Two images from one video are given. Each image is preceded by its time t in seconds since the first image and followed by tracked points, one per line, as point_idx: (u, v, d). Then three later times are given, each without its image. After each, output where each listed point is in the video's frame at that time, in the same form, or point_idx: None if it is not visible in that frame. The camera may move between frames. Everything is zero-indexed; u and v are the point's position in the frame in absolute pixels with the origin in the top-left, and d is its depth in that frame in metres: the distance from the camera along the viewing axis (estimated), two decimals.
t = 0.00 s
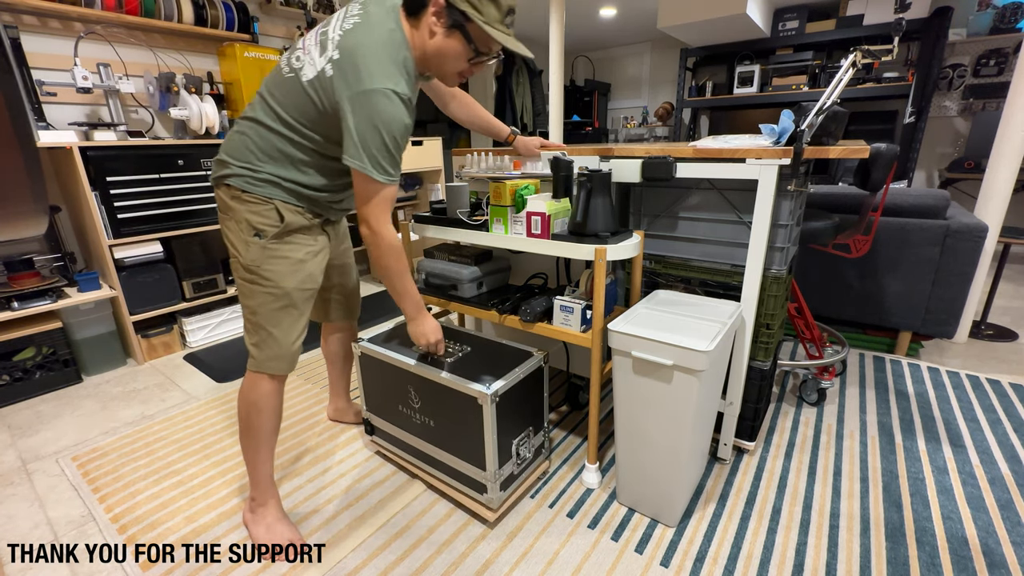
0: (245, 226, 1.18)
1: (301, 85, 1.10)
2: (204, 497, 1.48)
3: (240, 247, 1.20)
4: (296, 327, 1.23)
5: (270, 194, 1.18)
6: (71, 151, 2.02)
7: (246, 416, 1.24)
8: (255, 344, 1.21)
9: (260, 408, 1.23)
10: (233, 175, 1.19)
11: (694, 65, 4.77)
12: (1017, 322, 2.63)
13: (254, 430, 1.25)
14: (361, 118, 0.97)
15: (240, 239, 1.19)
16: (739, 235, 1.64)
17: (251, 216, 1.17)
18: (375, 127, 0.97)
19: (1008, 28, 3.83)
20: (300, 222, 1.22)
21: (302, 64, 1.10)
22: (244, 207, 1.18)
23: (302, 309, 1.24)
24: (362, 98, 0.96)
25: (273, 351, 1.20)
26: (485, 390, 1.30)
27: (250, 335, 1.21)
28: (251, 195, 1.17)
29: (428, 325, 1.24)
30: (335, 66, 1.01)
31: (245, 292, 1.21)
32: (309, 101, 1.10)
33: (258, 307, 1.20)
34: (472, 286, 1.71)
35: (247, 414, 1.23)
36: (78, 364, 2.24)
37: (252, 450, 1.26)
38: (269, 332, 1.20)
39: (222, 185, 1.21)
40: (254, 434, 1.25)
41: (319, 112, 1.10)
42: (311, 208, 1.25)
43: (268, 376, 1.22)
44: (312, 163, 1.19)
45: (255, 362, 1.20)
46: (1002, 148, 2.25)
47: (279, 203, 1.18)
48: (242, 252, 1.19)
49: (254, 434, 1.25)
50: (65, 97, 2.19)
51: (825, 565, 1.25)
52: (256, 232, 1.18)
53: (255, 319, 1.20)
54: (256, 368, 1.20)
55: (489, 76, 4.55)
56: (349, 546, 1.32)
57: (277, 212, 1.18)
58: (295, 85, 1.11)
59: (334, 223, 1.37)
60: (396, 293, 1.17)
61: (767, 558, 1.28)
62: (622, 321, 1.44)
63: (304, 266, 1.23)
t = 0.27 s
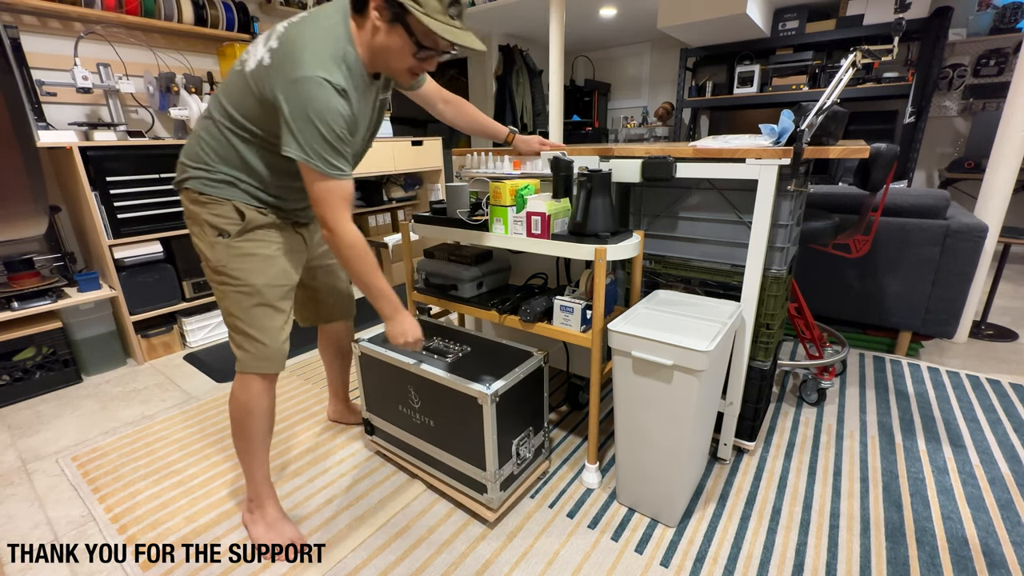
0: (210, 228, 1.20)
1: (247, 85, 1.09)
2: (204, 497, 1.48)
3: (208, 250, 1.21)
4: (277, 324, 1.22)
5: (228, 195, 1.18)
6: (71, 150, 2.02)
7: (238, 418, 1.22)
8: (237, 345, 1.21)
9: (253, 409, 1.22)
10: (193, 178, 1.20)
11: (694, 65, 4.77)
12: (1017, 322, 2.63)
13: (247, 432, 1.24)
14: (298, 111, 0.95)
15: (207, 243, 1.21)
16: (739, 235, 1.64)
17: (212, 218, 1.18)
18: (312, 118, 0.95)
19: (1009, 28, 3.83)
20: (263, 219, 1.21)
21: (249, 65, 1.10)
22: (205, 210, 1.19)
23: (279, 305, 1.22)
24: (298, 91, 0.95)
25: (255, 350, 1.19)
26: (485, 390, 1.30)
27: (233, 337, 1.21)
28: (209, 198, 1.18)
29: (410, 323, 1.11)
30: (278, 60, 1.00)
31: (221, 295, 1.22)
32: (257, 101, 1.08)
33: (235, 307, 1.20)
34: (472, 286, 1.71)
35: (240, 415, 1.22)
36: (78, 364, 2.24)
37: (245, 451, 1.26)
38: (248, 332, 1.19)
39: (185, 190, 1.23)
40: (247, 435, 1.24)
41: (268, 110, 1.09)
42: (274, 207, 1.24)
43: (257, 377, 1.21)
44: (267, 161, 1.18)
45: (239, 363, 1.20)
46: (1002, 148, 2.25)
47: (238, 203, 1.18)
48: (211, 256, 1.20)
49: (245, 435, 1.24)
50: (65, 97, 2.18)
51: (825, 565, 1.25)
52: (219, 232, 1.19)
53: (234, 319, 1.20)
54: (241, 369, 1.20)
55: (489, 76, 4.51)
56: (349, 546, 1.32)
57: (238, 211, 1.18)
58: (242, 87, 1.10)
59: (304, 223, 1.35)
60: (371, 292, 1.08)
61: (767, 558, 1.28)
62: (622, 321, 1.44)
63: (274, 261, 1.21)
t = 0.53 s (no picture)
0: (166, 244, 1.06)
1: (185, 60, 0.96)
2: (204, 497, 1.48)
3: (167, 268, 1.08)
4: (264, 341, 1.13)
5: (179, 202, 1.04)
6: (71, 150, 2.01)
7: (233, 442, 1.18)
8: (223, 369, 1.12)
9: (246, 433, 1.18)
10: (131, 183, 1.05)
11: (694, 65, 4.77)
12: (1017, 322, 2.63)
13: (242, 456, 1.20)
14: (230, 74, 0.84)
15: (163, 260, 1.08)
16: (739, 235, 1.64)
17: (167, 232, 1.05)
18: (249, 82, 0.84)
19: (1009, 28, 3.85)
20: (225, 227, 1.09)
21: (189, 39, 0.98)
22: (155, 223, 1.05)
23: (262, 320, 1.12)
24: (235, 55, 0.84)
25: (245, 372, 1.11)
26: (485, 390, 1.30)
27: (216, 361, 1.12)
28: (157, 208, 1.04)
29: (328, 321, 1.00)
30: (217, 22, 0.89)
31: (193, 317, 1.10)
32: (195, 80, 0.95)
33: (213, 329, 1.10)
34: (472, 286, 1.71)
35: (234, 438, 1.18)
36: (78, 364, 2.24)
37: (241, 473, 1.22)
38: (233, 354, 1.10)
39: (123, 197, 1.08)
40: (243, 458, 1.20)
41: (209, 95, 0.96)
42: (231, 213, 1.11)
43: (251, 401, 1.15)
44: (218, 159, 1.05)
45: (228, 387, 1.12)
46: (1002, 147, 2.25)
47: (194, 211, 1.05)
48: (171, 275, 1.08)
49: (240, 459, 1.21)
50: (65, 97, 2.18)
51: (826, 566, 1.25)
52: (178, 247, 1.05)
53: (214, 341, 1.10)
54: (233, 393, 1.12)
55: (489, 75, 4.42)
56: (349, 545, 1.33)
57: (198, 221, 1.06)
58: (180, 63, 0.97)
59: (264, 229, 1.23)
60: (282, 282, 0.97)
61: (767, 558, 1.28)
62: (623, 321, 1.44)
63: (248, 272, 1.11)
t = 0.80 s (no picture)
0: (115, 257, 0.94)
1: (167, 52, 0.88)
2: (203, 497, 1.48)
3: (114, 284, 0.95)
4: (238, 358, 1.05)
5: (128, 207, 0.93)
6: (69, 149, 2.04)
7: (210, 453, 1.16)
8: (189, 392, 1.03)
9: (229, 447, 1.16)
10: (68, 177, 0.92)
11: (694, 65, 4.77)
12: (1017, 322, 2.63)
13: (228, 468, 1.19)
14: (252, 76, 0.80)
15: (109, 276, 0.95)
16: (739, 235, 1.65)
17: (115, 244, 0.93)
18: (276, 90, 0.81)
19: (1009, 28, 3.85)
20: (188, 235, 0.99)
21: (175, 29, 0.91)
22: (99, 234, 0.93)
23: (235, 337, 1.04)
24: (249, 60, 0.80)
25: (218, 393, 1.04)
26: (485, 390, 1.30)
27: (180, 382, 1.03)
28: (103, 216, 0.92)
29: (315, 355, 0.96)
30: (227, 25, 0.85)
31: (149, 336, 0.99)
32: (171, 76, 0.87)
33: (176, 348, 1.00)
34: (472, 286, 1.71)
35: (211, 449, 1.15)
36: (78, 364, 2.24)
37: (231, 484, 1.21)
38: (202, 374, 1.02)
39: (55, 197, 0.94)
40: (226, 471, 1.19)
41: (186, 95, 0.88)
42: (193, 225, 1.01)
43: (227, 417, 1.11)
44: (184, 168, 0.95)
45: (196, 411, 1.04)
46: (1002, 148, 2.25)
47: (148, 219, 0.94)
48: (121, 291, 0.95)
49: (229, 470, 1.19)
50: (65, 97, 2.18)
51: (826, 565, 1.25)
52: (130, 260, 0.94)
53: (178, 363, 1.00)
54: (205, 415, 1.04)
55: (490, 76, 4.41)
56: (349, 545, 1.33)
57: (155, 233, 0.95)
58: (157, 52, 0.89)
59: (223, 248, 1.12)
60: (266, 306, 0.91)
61: (767, 558, 1.28)
62: (623, 321, 1.45)
63: (215, 285, 1.00)
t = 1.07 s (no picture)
0: (92, 288, 0.96)
1: (189, 105, 0.98)
2: (203, 497, 1.48)
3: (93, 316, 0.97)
4: (245, 357, 1.09)
5: (100, 237, 0.96)
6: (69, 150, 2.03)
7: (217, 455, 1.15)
8: (206, 399, 1.08)
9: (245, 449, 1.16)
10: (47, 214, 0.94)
11: (695, 65, 4.76)
12: (1018, 323, 2.62)
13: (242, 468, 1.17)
14: (295, 145, 0.94)
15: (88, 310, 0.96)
16: (739, 235, 1.65)
17: (89, 277, 0.95)
18: (318, 158, 0.95)
19: (1008, 28, 3.81)
20: (166, 257, 1.04)
21: (200, 83, 1.01)
22: (71, 270, 0.94)
23: (236, 339, 1.09)
24: (287, 133, 0.94)
25: (240, 392, 1.09)
26: (485, 390, 1.30)
27: (195, 392, 1.07)
28: (75, 249, 0.94)
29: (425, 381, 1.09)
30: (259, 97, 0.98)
31: (147, 358, 1.02)
32: (188, 127, 0.97)
33: (176, 363, 1.03)
34: (472, 286, 1.70)
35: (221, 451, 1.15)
36: (77, 363, 2.23)
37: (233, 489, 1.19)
38: (218, 379, 1.07)
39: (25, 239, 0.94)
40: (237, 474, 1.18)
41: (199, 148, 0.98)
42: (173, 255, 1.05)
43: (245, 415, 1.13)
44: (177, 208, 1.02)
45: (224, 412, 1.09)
46: (1002, 147, 2.25)
47: (123, 245, 0.99)
48: (105, 322, 0.98)
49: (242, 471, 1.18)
50: (65, 97, 2.17)
51: (826, 566, 1.25)
52: (110, 288, 0.97)
53: (188, 375, 1.05)
54: (233, 413, 1.10)
55: (490, 77, 4.41)
56: (349, 546, 1.33)
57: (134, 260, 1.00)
58: (176, 102, 0.98)
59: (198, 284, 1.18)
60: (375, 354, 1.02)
61: (767, 558, 1.28)
62: (623, 320, 1.45)
63: (204, 296, 1.06)
